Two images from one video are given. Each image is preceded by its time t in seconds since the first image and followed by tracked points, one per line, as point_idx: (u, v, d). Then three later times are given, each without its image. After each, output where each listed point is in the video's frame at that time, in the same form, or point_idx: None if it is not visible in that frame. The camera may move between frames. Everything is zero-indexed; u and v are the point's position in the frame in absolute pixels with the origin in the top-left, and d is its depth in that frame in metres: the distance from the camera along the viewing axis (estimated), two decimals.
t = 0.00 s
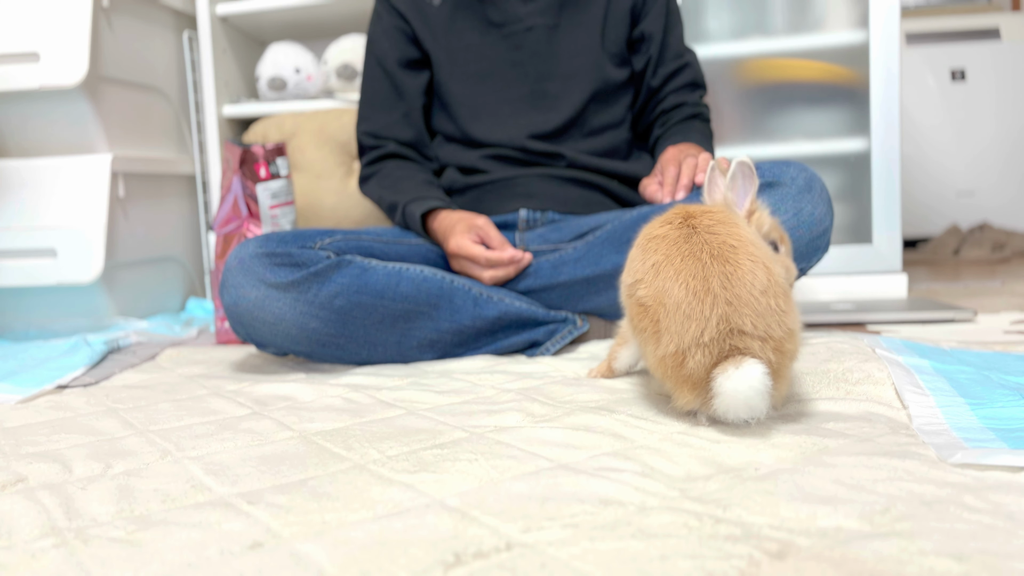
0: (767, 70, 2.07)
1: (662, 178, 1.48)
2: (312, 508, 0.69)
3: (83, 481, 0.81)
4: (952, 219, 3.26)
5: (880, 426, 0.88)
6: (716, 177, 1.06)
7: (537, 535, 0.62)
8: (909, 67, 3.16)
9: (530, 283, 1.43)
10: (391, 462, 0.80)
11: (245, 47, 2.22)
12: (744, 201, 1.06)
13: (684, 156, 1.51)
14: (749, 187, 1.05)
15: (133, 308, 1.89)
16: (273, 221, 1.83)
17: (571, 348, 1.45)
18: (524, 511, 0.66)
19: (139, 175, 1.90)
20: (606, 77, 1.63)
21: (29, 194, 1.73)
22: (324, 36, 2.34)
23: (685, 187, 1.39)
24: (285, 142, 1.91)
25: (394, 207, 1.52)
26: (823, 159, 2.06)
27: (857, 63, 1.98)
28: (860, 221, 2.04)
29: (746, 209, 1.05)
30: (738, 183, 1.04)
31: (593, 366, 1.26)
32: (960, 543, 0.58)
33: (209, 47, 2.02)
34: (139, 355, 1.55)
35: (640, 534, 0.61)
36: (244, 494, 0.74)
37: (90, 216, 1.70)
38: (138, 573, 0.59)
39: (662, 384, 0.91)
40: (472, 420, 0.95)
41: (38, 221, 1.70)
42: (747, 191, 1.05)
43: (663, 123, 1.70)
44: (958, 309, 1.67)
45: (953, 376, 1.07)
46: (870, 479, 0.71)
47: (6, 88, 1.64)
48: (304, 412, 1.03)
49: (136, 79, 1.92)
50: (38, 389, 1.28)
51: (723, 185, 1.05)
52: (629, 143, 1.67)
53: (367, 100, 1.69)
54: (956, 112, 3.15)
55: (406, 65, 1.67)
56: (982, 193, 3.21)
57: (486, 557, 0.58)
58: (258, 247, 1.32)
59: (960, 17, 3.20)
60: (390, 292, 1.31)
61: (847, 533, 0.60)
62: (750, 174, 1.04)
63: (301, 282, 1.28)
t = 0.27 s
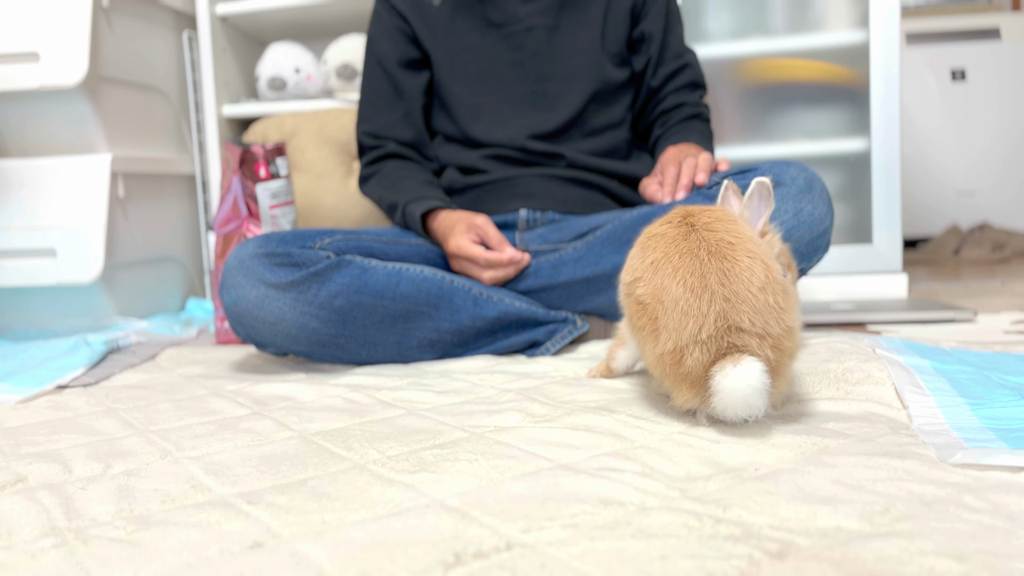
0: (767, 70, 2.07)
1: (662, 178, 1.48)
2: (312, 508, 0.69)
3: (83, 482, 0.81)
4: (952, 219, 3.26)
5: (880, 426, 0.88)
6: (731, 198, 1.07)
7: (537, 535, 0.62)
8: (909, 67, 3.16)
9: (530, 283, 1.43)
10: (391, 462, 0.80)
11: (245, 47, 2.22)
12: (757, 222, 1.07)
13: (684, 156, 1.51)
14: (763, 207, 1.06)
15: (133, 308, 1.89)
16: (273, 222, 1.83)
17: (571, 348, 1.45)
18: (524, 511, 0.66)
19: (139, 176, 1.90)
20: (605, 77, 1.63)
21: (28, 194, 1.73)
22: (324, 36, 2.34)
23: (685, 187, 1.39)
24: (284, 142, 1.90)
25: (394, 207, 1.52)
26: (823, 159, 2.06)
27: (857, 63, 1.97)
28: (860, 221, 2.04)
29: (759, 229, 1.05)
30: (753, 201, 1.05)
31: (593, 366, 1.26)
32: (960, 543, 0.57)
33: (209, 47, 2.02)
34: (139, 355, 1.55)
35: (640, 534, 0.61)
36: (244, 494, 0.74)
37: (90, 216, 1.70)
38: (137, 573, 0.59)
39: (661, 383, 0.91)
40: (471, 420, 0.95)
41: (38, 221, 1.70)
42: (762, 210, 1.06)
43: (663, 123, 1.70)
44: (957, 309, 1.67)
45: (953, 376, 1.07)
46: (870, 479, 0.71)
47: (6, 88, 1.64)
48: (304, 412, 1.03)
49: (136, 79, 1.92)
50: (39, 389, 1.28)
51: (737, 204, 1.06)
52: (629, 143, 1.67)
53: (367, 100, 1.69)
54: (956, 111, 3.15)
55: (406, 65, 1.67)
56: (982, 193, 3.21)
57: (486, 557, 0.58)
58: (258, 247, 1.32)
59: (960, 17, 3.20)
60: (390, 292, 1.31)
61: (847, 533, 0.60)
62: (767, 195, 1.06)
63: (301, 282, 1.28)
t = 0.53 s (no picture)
0: (767, 70, 2.07)
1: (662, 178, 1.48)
2: (312, 508, 0.69)
3: (82, 481, 0.81)
4: (952, 219, 3.26)
5: (880, 426, 0.88)
6: (729, 198, 1.06)
7: (537, 535, 0.62)
8: (909, 67, 3.16)
9: (530, 283, 1.43)
10: (391, 462, 0.80)
11: (245, 47, 2.22)
12: (756, 219, 1.07)
13: (684, 156, 1.51)
14: (762, 206, 1.06)
15: (133, 308, 1.89)
16: (273, 222, 1.83)
17: (571, 349, 1.45)
18: (524, 511, 0.66)
19: (139, 176, 1.90)
20: (605, 77, 1.63)
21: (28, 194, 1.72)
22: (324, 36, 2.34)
23: (685, 186, 1.39)
24: (283, 142, 1.90)
25: (394, 207, 1.52)
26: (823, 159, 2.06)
27: (857, 63, 1.97)
28: (860, 221, 2.04)
29: (757, 227, 1.06)
30: (750, 199, 1.05)
31: (593, 366, 1.26)
32: (960, 542, 0.57)
33: (209, 47, 2.02)
34: (139, 355, 1.55)
35: (640, 534, 0.61)
36: (243, 494, 0.74)
37: (90, 216, 1.70)
38: (137, 573, 0.59)
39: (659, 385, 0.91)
40: (471, 421, 0.95)
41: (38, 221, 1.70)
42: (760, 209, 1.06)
43: (663, 123, 1.70)
44: (958, 309, 1.67)
45: (953, 376, 1.07)
46: (870, 479, 0.71)
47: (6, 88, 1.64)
48: (304, 412, 1.03)
49: (136, 79, 1.92)
50: (38, 389, 1.28)
51: (735, 204, 1.06)
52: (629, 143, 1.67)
53: (367, 100, 1.69)
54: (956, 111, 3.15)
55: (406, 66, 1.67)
56: (982, 193, 3.21)
57: (486, 558, 0.58)
58: (258, 247, 1.32)
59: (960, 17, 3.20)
60: (389, 292, 1.31)
61: (847, 533, 0.60)
62: (765, 193, 1.05)
63: (301, 282, 1.28)
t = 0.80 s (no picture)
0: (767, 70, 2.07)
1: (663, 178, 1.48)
2: (312, 508, 0.69)
3: (82, 482, 0.81)
4: (952, 219, 3.26)
5: (880, 426, 0.88)
6: (730, 198, 1.05)
7: (537, 535, 0.62)
8: (909, 67, 3.16)
9: (530, 283, 1.43)
10: (391, 462, 0.80)
11: (245, 47, 2.22)
12: (757, 218, 1.07)
13: (684, 156, 1.51)
14: (762, 204, 1.05)
15: (133, 308, 1.89)
16: (273, 222, 1.83)
17: (571, 348, 1.45)
18: (524, 511, 0.66)
19: (139, 176, 1.90)
20: (605, 77, 1.63)
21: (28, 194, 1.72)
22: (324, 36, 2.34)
23: (685, 187, 1.39)
24: (283, 142, 1.90)
25: (394, 207, 1.52)
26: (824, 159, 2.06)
27: (857, 63, 1.97)
28: (860, 221, 2.04)
29: (759, 227, 1.06)
30: (752, 199, 1.05)
31: (593, 366, 1.26)
32: (960, 542, 0.57)
33: (209, 47, 2.02)
34: (139, 355, 1.55)
35: (641, 534, 0.61)
36: (243, 494, 0.74)
37: (90, 216, 1.70)
38: (137, 573, 0.59)
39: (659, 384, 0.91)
40: (471, 421, 0.95)
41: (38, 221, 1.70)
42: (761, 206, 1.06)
43: (663, 123, 1.70)
44: (958, 309, 1.67)
45: (953, 376, 1.07)
46: (870, 479, 0.71)
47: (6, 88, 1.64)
48: (304, 412, 1.03)
49: (136, 79, 1.92)
50: (38, 389, 1.28)
51: (737, 205, 1.05)
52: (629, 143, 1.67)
53: (367, 100, 1.69)
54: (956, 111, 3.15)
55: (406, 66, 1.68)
56: (982, 193, 3.21)
57: (486, 558, 0.58)
58: (259, 247, 1.32)
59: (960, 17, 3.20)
60: (389, 292, 1.31)
61: (847, 533, 0.60)
62: (766, 192, 1.05)
63: (301, 282, 1.28)
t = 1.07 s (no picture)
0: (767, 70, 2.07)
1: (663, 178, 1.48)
2: (312, 508, 0.69)
3: (82, 482, 0.81)
4: (952, 219, 3.26)
5: (880, 426, 0.88)
6: (729, 197, 1.06)
7: (537, 536, 0.62)
8: (909, 67, 3.16)
9: (530, 283, 1.43)
10: (391, 462, 0.80)
11: (245, 47, 2.22)
12: (755, 218, 1.07)
13: (684, 156, 1.51)
14: (761, 204, 1.05)
15: (133, 308, 1.89)
16: (273, 222, 1.83)
17: (571, 348, 1.45)
18: (524, 511, 0.66)
19: (139, 176, 1.90)
20: (606, 77, 1.63)
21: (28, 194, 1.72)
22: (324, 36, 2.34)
23: (684, 187, 1.39)
24: (283, 142, 1.90)
25: (394, 207, 1.52)
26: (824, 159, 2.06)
27: (857, 63, 1.97)
28: (860, 221, 2.04)
29: (758, 226, 1.06)
30: (751, 199, 1.05)
31: (593, 366, 1.26)
32: (960, 542, 0.57)
33: (209, 47, 2.02)
34: (139, 355, 1.55)
35: (641, 534, 0.61)
36: (243, 494, 0.74)
37: (90, 216, 1.70)
38: (137, 573, 0.59)
39: (660, 385, 0.91)
40: (471, 421, 0.95)
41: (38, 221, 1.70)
42: (760, 206, 1.06)
43: (663, 123, 1.70)
44: (958, 309, 1.67)
45: (954, 376, 1.07)
46: (870, 479, 0.71)
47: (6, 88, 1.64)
48: (304, 412, 1.03)
49: (136, 79, 1.92)
50: (38, 389, 1.28)
51: (734, 204, 1.05)
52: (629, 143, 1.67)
53: (367, 100, 1.69)
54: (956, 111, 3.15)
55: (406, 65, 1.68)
56: (982, 193, 3.21)
57: (486, 558, 0.58)
58: (259, 247, 1.32)
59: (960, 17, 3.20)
60: (389, 292, 1.31)
61: (847, 534, 0.60)
62: (764, 192, 1.05)
63: (301, 282, 1.28)
